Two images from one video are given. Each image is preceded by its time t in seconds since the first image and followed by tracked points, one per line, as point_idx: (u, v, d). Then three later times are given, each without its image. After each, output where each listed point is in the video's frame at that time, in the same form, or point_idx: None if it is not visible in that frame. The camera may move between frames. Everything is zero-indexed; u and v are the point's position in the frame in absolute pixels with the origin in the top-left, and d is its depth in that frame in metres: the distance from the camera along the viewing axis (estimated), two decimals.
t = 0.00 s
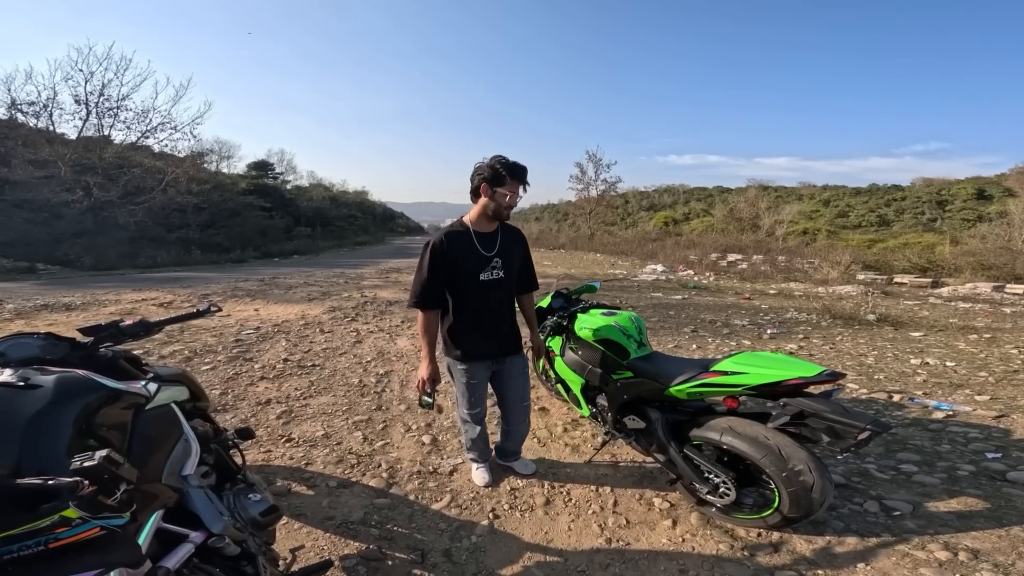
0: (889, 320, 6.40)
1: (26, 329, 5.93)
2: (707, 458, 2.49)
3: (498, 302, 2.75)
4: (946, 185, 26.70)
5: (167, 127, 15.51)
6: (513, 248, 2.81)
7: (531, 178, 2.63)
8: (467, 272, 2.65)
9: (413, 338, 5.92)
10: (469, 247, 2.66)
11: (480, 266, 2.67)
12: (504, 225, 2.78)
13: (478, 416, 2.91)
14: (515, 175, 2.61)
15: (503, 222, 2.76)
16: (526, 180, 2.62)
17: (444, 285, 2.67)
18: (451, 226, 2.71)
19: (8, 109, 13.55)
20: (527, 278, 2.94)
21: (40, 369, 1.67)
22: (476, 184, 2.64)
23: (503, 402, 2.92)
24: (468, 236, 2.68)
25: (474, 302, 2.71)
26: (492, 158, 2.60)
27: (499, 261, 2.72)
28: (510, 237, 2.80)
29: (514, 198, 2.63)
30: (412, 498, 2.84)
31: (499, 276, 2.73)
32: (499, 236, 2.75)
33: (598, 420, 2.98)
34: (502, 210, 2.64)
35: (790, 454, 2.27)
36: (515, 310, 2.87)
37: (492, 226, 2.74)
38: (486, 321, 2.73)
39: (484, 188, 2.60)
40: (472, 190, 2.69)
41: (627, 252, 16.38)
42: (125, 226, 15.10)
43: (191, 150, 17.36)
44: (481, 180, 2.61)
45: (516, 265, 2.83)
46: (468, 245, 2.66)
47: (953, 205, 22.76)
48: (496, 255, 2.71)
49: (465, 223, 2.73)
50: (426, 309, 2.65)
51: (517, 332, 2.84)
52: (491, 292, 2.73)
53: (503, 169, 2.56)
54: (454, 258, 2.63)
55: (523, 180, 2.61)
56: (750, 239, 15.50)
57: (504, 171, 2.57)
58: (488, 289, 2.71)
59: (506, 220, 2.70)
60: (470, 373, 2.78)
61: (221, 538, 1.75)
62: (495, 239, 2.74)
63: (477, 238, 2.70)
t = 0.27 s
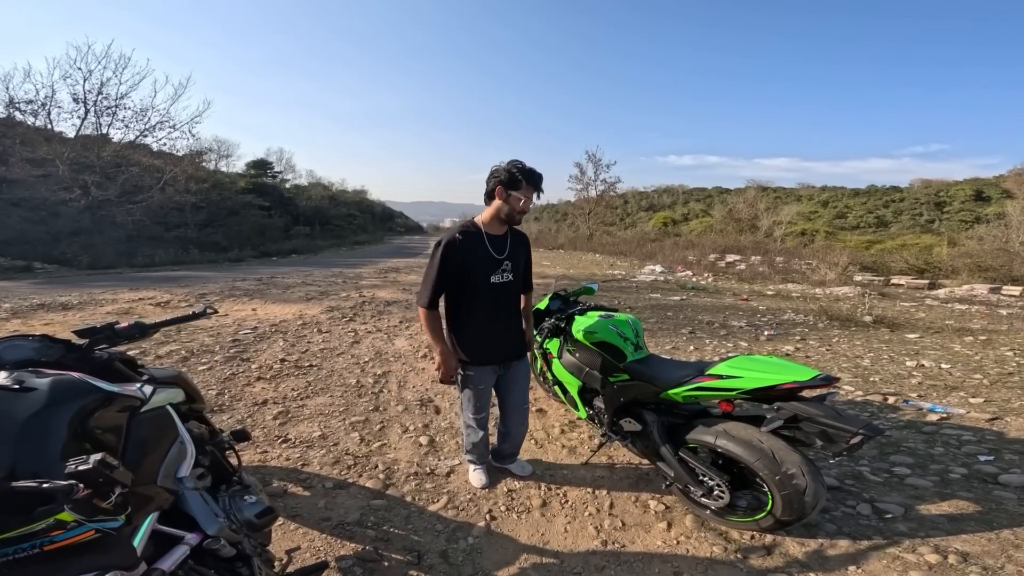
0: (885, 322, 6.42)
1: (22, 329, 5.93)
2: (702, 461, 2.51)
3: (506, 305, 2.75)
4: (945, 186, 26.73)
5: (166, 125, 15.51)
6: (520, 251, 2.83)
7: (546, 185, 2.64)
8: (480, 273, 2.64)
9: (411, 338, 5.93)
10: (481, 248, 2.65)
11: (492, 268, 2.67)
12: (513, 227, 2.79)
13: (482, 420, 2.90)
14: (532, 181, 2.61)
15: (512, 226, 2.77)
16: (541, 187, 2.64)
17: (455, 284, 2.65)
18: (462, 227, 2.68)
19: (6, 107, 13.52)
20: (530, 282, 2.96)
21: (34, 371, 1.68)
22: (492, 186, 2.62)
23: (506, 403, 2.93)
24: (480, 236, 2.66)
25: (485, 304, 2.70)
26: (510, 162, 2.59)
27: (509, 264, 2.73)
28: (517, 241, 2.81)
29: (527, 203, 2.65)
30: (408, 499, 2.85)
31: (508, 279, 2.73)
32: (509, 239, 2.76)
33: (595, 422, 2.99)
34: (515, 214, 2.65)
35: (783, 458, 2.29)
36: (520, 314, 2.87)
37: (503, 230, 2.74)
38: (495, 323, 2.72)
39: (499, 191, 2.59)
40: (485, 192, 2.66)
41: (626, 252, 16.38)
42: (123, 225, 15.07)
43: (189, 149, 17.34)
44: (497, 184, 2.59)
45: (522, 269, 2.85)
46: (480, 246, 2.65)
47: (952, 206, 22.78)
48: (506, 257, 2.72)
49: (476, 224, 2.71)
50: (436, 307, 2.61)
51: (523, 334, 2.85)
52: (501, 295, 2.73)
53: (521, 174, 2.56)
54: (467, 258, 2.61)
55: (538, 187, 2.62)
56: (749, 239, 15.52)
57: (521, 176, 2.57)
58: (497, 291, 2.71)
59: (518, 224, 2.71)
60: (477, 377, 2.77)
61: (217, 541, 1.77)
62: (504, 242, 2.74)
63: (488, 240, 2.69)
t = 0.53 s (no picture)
0: (878, 324, 6.46)
1: (13, 327, 5.87)
2: (700, 462, 2.51)
3: (517, 305, 2.72)
4: (938, 189, 26.95)
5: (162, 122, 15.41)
6: (535, 254, 2.82)
7: (570, 191, 2.62)
8: (494, 269, 2.61)
9: (407, 337, 5.92)
10: (499, 244, 2.63)
11: (507, 266, 2.64)
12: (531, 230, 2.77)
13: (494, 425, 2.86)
14: (556, 187, 2.59)
15: (532, 229, 2.74)
16: (565, 193, 2.61)
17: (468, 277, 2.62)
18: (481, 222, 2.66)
19: None
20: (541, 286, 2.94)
21: (24, 369, 1.66)
22: (516, 188, 2.60)
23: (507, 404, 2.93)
24: (498, 233, 2.65)
25: (498, 302, 2.66)
26: (536, 166, 2.57)
27: (523, 264, 2.71)
28: (533, 242, 2.79)
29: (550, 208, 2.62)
30: (405, 499, 2.85)
31: (521, 279, 2.71)
32: (526, 240, 2.73)
33: (593, 422, 2.99)
34: (537, 218, 2.62)
35: (781, 459, 2.30)
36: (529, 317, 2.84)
37: (521, 230, 2.71)
38: (503, 321, 2.68)
39: (523, 193, 2.56)
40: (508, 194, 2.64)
41: (622, 253, 16.40)
42: (116, 222, 14.96)
43: (185, 145, 17.25)
44: (522, 189, 2.56)
45: (534, 272, 2.83)
46: (498, 241, 2.63)
47: (944, 210, 22.96)
48: (521, 258, 2.70)
49: (496, 222, 2.69)
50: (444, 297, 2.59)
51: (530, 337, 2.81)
52: (514, 295, 2.70)
53: (547, 178, 2.53)
54: (483, 252, 2.59)
55: (562, 193, 2.60)
56: (744, 242, 15.59)
57: (546, 181, 2.55)
58: (510, 290, 2.68)
59: (538, 227, 2.68)
60: (488, 378, 2.73)
61: (211, 541, 1.75)
62: (522, 243, 2.72)
63: (506, 238, 2.67)
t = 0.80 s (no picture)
0: (867, 326, 6.52)
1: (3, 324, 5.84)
2: (690, 462, 2.54)
3: (514, 303, 2.72)
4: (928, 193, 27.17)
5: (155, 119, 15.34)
6: (539, 256, 2.82)
7: (579, 201, 2.63)
8: (497, 265, 2.62)
9: (400, 336, 5.93)
10: (504, 242, 2.64)
11: (510, 265, 2.64)
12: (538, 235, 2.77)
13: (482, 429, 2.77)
14: (566, 197, 2.59)
15: (538, 234, 2.75)
16: (574, 203, 2.62)
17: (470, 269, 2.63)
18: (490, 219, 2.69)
19: None
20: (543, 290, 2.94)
21: (16, 366, 1.67)
22: (525, 194, 2.61)
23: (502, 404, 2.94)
24: (504, 231, 2.66)
25: (496, 298, 2.66)
26: (547, 173, 2.57)
27: (526, 265, 2.71)
28: (539, 245, 2.80)
29: (557, 217, 2.62)
30: (399, 498, 2.86)
31: (522, 279, 2.71)
32: (532, 242, 2.74)
33: (586, 422, 3.02)
34: (543, 225, 2.63)
35: (768, 458, 2.33)
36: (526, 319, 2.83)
37: (527, 233, 2.72)
38: (497, 317, 2.68)
39: (532, 199, 2.58)
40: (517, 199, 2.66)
41: (617, 255, 16.46)
42: (107, 219, 14.87)
43: (178, 143, 17.18)
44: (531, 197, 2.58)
45: (536, 276, 2.83)
46: (504, 239, 2.64)
47: (934, 213, 23.17)
48: (525, 259, 2.70)
49: (504, 221, 2.71)
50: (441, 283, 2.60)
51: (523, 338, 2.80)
52: (513, 294, 2.70)
53: (557, 187, 2.53)
54: (487, 246, 2.60)
55: (571, 203, 2.61)
56: (737, 244, 15.68)
57: (556, 190, 2.55)
58: (510, 290, 2.68)
59: (543, 232, 2.69)
60: (482, 374, 2.71)
61: (202, 538, 1.76)
62: (528, 244, 2.72)
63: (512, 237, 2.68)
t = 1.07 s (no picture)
0: (855, 329, 6.55)
1: None
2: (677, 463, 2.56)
3: (498, 304, 2.71)
4: (921, 196, 27.33)
5: (147, 118, 15.29)
6: (526, 258, 2.84)
7: (566, 204, 2.63)
8: (482, 264, 2.62)
9: (391, 336, 5.93)
10: (490, 241, 2.64)
11: (496, 265, 2.65)
12: (525, 237, 2.78)
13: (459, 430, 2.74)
14: (552, 200, 2.59)
15: (525, 236, 2.75)
16: (561, 206, 2.62)
17: (454, 267, 2.63)
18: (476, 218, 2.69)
19: None
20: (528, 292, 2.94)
21: None
22: (512, 195, 2.61)
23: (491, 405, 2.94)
24: (491, 231, 2.67)
25: (481, 299, 2.67)
26: (535, 174, 2.57)
27: (512, 266, 2.72)
28: (526, 247, 2.81)
29: (543, 219, 2.62)
30: (387, 498, 2.86)
31: (507, 280, 2.71)
32: (518, 244, 2.75)
33: (577, 423, 3.02)
34: (529, 227, 2.63)
35: (751, 460, 2.34)
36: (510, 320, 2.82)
37: (514, 235, 2.72)
38: (481, 316, 2.67)
39: (518, 201, 2.57)
40: (504, 199, 2.65)
41: (612, 257, 16.48)
42: (97, 218, 14.80)
43: (172, 142, 17.14)
44: (518, 198, 2.57)
45: (522, 278, 2.84)
46: (490, 239, 2.65)
47: (925, 216, 23.30)
48: (512, 260, 2.71)
49: (491, 221, 2.71)
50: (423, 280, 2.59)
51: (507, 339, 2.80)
52: (497, 295, 2.70)
53: (543, 189, 2.53)
54: (473, 245, 2.61)
55: (558, 205, 2.61)
56: (730, 246, 15.72)
57: (542, 192, 2.55)
58: (494, 290, 2.68)
59: (529, 234, 2.69)
60: (460, 379, 2.69)
61: (181, 535, 1.78)
62: (514, 245, 2.73)
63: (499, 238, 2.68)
